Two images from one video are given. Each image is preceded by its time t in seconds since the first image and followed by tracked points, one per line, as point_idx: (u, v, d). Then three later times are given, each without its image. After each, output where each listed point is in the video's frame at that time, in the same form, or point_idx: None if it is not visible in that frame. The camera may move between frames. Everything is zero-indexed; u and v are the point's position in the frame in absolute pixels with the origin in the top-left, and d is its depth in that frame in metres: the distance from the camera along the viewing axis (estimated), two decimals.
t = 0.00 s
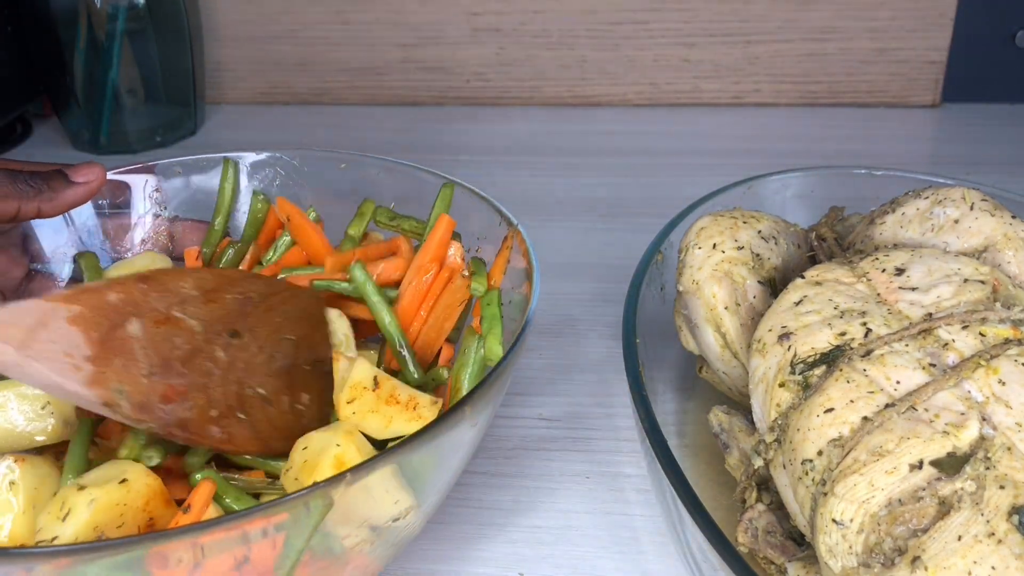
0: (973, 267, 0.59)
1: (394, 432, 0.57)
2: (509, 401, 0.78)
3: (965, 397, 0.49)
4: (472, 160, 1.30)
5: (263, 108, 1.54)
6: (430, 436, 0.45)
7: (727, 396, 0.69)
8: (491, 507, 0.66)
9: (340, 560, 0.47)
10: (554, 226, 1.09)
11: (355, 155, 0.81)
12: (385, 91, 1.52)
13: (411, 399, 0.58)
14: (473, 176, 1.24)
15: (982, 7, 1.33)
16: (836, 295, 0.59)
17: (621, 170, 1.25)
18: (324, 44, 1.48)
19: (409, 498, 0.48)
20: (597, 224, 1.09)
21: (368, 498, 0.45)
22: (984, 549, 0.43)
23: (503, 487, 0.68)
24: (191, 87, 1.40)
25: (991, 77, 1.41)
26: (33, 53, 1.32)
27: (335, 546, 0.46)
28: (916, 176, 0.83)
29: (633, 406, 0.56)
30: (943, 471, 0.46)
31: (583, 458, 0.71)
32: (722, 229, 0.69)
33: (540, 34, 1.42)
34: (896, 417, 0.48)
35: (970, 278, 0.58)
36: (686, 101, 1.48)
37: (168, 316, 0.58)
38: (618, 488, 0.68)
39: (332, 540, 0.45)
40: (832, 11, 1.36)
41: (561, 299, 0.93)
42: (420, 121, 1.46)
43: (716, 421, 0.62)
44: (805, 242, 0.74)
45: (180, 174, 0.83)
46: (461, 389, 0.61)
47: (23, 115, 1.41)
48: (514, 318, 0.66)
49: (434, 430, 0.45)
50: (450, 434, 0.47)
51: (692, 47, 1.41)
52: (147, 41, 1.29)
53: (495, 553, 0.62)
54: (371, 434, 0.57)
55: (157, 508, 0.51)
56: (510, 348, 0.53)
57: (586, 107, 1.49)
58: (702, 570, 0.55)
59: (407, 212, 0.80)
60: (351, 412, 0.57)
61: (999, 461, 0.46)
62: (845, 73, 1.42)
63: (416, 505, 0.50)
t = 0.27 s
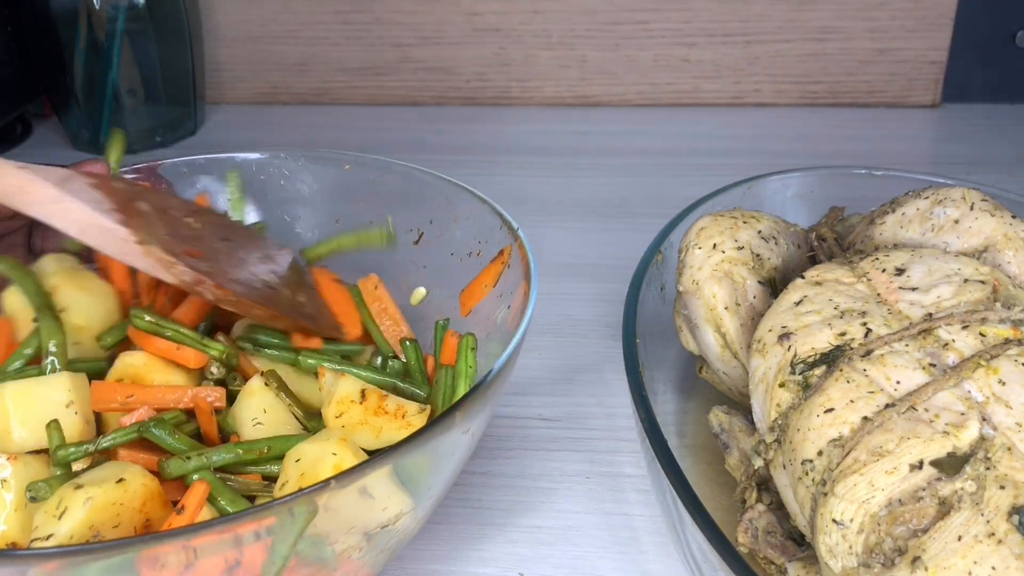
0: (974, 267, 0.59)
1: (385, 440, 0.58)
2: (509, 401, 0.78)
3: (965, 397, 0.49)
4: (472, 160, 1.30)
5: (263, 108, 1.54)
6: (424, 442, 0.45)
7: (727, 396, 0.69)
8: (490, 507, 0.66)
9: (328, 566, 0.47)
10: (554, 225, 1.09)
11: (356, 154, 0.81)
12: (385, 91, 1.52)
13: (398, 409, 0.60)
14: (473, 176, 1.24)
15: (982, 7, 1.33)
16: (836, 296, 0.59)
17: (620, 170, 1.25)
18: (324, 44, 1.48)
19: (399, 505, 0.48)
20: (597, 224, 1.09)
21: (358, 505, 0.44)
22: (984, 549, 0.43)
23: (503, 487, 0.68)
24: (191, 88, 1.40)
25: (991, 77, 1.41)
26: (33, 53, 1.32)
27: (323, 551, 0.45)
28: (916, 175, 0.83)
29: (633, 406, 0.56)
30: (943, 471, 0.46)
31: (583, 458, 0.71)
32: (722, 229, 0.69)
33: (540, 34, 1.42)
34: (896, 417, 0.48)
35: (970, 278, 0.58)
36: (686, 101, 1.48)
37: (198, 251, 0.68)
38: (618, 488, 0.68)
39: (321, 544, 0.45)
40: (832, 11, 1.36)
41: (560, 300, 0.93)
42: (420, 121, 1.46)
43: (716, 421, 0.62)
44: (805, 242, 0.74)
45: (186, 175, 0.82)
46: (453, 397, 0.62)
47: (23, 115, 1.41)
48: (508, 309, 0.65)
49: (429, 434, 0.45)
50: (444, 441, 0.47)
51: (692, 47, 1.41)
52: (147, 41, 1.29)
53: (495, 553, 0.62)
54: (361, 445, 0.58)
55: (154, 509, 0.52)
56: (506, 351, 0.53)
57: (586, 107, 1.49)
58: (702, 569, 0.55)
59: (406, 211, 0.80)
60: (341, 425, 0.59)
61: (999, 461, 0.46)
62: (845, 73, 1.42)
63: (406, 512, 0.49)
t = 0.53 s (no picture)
0: (973, 267, 0.59)
1: (386, 439, 0.58)
2: (509, 401, 0.78)
3: (965, 396, 0.49)
4: (472, 159, 1.30)
5: (263, 108, 1.54)
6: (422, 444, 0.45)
7: (727, 396, 0.69)
8: (490, 507, 0.66)
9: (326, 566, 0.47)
10: (554, 225, 1.09)
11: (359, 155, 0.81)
12: (385, 91, 1.52)
13: (398, 407, 0.59)
14: (474, 176, 1.24)
15: (982, 7, 1.33)
16: (836, 296, 0.59)
17: (621, 170, 1.25)
18: (324, 44, 1.48)
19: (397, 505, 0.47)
20: (597, 224, 1.09)
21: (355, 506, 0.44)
22: (984, 548, 0.43)
23: (503, 487, 0.68)
24: (191, 87, 1.40)
25: (991, 77, 1.41)
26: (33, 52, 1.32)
27: (322, 551, 0.45)
28: (916, 175, 0.83)
29: (633, 407, 0.56)
30: (943, 471, 0.46)
31: (582, 458, 0.71)
32: (722, 229, 0.69)
33: (540, 34, 1.42)
34: (896, 417, 0.48)
35: (970, 278, 0.58)
36: (686, 101, 1.48)
37: None
38: (618, 488, 0.68)
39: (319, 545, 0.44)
40: (832, 12, 1.36)
41: (560, 300, 0.93)
42: (420, 121, 1.46)
43: (716, 421, 0.62)
44: (805, 242, 0.74)
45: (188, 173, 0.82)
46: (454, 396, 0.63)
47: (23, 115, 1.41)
48: (508, 309, 0.65)
49: (429, 434, 0.45)
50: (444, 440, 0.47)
51: (692, 47, 1.41)
52: (147, 41, 1.29)
53: (495, 553, 0.62)
54: (362, 444, 0.58)
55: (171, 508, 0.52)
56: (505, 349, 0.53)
57: (586, 107, 1.49)
58: (703, 570, 0.55)
59: (405, 211, 0.79)
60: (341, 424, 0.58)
61: (999, 461, 0.46)
62: (845, 73, 1.42)
63: (405, 512, 0.49)
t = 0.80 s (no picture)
0: (973, 267, 0.59)
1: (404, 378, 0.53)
2: (509, 400, 0.78)
3: (965, 397, 0.49)
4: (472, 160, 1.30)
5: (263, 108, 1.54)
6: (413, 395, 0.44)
7: (727, 396, 0.69)
8: (490, 507, 0.66)
9: (338, 531, 0.46)
10: (554, 225, 1.09)
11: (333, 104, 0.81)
12: (385, 91, 1.52)
13: (414, 343, 0.54)
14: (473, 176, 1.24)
15: (982, 7, 1.33)
16: (836, 295, 0.59)
17: (620, 170, 1.25)
18: (323, 44, 1.48)
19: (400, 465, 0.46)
20: (597, 224, 1.09)
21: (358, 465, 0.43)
22: (985, 549, 0.43)
23: (503, 487, 0.68)
24: (191, 88, 1.41)
25: (991, 77, 1.41)
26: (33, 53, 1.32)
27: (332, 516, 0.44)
28: (916, 175, 0.83)
29: (633, 407, 0.56)
30: (943, 471, 0.46)
31: (582, 458, 0.71)
32: (722, 229, 0.69)
33: (540, 34, 1.42)
34: (896, 417, 0.48)
35: (970, 278, 0.58)
36: (686, 101, 1.48)
37: None
38: (619, 488, 0.68)
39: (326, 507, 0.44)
40: (833, 12, 1.36)
41: (561, 299, 0.93)
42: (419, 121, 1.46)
43: (716, 421, 0.62)
44: (805, 242, 0.74)
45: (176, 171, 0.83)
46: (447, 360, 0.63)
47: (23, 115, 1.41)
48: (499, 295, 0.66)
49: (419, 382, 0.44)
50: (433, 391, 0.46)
51: (692, 47, 1.41)
52: (147, 41, 1.29)
53: (495, 553, 0.62)
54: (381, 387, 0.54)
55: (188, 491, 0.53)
56: (486, 291, 0.52)
57: (586, 107, 1.50)
58: (702, 569, 0.55)
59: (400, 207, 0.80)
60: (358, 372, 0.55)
61: (999, 461, 0.46)
62: (845, 73, 1.42)
63: (408, 471, 0.48)
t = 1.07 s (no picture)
0: (973, 267, 0.59)
1: (377, 382, 0.57)
2: (509, 400, 0.78)
3: (965, 396, 0.49)
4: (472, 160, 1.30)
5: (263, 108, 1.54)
6: (401, 400, 0.45)
7: (727, 396, 0.69)
8: (490, 507, 0.66)
9: (324, 530, 0.48)
10: (554, 225, 1.09)
11: (304, 89, 0.84)
12: (385, 91, 1.52)
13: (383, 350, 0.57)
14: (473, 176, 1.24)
15: (982, 7, 1.33)
16: (836, 296, 0.59)
17: (620, 170, 1.25)
18: (323, 44, 1.48)
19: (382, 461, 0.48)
20: (597, 224, 1.09)
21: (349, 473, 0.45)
22: (985, 549, 0.43)
23: (503, 487, 0.68)
24: (191, 88, 1.41)
25: (992, 77, 1.41)
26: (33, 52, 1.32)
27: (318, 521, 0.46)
28: (916, 176, 0.83)
29: (633, 407, 0.56)
30: (943, 471, 0.46)
31: (582, 458, 0.71)
32: (722, 229, 0.69)
33: (540, 34, 1.42)
34: (896, 417, 0.48)
35: (970, 278, 0.58)
36: (686, 101, 1.48)
37: None
38: (618, 488, 0.68)
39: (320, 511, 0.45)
40: (833, 11, 1.36)
41: (561, 299, 0.93)
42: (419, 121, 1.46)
43: (716, 421, 0.62)
44: (805, 242, 0.74)
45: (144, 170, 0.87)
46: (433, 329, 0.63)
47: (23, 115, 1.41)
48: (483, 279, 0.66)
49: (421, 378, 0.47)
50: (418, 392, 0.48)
51: (692, 47, 1.41)
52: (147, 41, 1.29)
53: (495, 554, 0.62)
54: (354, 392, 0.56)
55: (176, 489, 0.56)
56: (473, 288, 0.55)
57: (586, 107, 1.50)
58: (702, 569, 0.55)
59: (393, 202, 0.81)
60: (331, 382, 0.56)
61: (999, 461, 0.46)
62: (845, 73, 1.42)
63: (389, 470, 0.50)
